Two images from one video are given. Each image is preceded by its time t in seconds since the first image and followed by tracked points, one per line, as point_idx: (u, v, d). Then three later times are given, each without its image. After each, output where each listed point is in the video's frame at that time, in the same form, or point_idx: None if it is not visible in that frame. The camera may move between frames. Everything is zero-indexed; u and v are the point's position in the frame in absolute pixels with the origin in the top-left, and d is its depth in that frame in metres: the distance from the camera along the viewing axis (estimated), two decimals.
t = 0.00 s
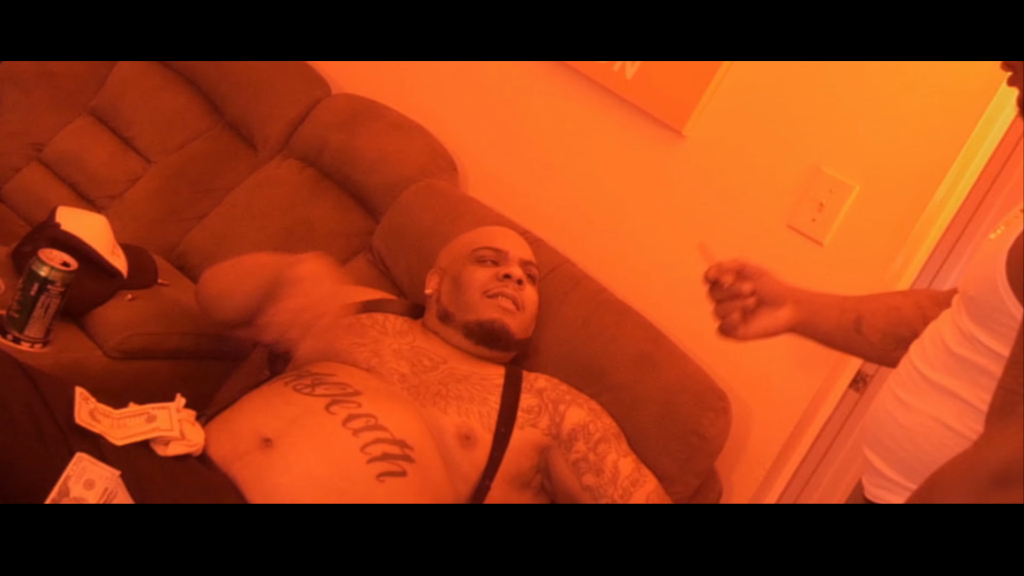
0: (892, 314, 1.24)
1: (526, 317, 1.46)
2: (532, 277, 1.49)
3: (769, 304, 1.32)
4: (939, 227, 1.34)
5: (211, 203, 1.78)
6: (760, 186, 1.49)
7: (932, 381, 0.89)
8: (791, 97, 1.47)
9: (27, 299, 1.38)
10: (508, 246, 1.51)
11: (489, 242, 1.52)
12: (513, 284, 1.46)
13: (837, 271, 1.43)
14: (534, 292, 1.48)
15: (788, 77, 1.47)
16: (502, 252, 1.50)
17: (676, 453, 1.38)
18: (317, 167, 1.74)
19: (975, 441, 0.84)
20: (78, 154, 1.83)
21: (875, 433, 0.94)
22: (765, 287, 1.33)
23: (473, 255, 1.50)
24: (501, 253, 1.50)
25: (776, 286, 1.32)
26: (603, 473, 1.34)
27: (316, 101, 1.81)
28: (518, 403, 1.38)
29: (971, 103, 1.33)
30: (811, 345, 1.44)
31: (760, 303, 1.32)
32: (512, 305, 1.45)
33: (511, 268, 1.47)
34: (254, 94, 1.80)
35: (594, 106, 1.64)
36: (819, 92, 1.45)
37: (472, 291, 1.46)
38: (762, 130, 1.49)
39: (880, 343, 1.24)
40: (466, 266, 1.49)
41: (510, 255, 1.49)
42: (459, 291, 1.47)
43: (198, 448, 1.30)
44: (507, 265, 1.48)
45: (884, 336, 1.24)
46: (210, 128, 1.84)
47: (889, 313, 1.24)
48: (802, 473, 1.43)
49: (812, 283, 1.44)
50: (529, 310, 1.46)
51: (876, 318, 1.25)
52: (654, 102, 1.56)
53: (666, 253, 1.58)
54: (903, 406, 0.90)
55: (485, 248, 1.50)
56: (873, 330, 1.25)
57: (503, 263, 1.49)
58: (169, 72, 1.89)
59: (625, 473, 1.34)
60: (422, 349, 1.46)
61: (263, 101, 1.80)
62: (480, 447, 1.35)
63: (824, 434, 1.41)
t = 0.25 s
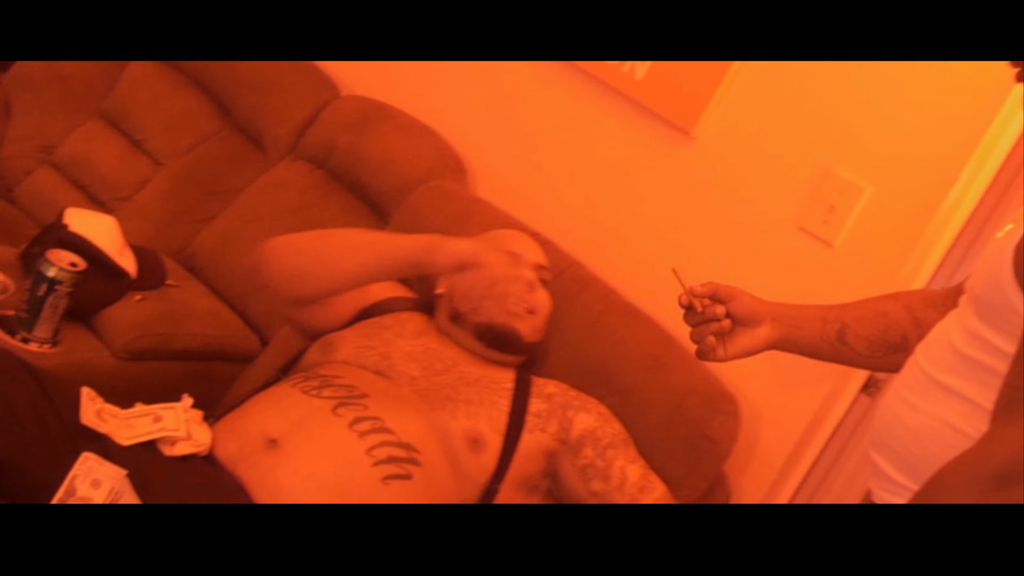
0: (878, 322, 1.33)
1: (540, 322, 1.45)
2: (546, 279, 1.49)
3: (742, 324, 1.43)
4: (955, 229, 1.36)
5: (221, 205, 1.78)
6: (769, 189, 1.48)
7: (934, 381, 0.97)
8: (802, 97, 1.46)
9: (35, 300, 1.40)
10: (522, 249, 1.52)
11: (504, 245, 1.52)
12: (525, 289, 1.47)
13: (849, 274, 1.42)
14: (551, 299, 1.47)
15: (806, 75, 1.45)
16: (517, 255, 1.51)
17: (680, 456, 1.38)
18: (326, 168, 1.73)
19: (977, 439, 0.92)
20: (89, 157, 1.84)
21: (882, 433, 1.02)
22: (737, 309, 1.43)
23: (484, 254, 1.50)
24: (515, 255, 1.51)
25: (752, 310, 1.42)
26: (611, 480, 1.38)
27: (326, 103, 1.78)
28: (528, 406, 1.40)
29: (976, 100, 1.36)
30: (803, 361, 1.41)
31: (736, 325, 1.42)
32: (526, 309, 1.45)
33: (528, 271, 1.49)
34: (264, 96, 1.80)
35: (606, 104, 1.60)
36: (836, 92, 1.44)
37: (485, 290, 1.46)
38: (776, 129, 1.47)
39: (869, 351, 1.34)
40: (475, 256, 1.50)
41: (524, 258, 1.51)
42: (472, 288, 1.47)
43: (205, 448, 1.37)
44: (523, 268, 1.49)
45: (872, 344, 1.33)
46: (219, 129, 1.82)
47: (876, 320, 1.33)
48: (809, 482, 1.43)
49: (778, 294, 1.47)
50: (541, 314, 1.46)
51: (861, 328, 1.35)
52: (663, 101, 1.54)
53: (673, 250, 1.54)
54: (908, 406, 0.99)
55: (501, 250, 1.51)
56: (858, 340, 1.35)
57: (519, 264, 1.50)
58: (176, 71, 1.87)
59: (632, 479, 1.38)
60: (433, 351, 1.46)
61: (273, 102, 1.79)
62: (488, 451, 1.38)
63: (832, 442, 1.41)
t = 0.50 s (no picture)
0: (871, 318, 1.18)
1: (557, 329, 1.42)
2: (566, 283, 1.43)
3: (728, 323, 1.27)
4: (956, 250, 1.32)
5: (234, 205, 1.78)
6: (784, 190, 1.47)
7: (944, 376, 0.87)
8: (817, 91, 1.43)
9: (46, 299, 1.38)
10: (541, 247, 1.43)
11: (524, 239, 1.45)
12: (546, 297, 1.41)
13: (867, 272, 1.40)
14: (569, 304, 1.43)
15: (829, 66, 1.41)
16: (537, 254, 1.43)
17: (697, 460, 1.36)
18: (340, 168, 1.74)
19: (987, 435, 0.81)
20: (103, 157, 1.84)
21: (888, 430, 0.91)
22: (722, 308, 1.26)
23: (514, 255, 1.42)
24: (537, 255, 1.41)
25: (735, 307, 1.25)
26: (623, 487, 1.34)
27: (340, 102, 1.79)
28: (542, 410, 1.39)
29: (989, 103, 1.30)
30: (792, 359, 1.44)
31: (720, 324, 1.26)
32: (543, 316, 1.41)
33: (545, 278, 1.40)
34: (277, 95, 1.80)
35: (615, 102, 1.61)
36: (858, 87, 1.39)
37: (504, 298, 1.42)
38: (796, 121, 1.45)
39: (859, 346, 1.18)
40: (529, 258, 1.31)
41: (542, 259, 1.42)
42: (491, 296, 1.42)
43: (215, 445, 1.31)
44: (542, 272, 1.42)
45: (860, 338, 1.18)
46: (231, 129, 1.84)
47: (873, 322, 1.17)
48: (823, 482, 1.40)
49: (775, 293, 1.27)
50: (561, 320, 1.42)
51: (849, 322, 1.20)
52: (679, 98, 1.52)
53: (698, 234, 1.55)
54: (918, 404, 0.88)
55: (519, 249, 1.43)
56: (846, 334, 1.20)
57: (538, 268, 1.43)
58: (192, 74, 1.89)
59: (645, 486, 1.34)
60: (452, 358, 1.43)
61: (286, 100, 1.79)
62: (501, 458, 1.35)
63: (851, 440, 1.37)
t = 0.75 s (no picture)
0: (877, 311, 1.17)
1: (571, 331, 1.41)
2: (580, 286, 1.43)
3: (728, 317, 1.26)
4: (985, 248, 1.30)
5: (249, 204, 1.77)
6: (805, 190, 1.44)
7: (957, 375, 0.84)
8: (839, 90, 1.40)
9: (60, 296, 1.37)
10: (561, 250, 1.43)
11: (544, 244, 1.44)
12: (558, 298, 1.41)
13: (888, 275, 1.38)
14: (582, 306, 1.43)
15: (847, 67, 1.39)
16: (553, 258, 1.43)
17: (710, 462, 1.35)
18: (356, 167, 1.73)
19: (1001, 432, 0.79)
20: (120, 155, 1.84)
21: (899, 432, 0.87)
22: (722, 302, 1.24)
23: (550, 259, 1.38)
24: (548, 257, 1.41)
25: (735, 301, 1.24)
26: (635, 489, 1.33)
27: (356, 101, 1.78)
28: (554, 411, 1.37)
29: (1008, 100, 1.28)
30: (799, 356, 1.41)
31: (720, 319, 1.25)
32: (558, 318, 1.41)
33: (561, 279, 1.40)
34: (294, 94, 1.79)
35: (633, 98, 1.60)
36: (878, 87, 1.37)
37: (517, 299, 1.41)
38: (816, 121, 1.43)
39: (863, 341, 1.17)
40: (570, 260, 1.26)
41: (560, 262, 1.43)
42: (504, 296, 1.42)
43: (226, 444, 1.30)
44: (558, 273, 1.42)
45: (866, 333, 1.16)
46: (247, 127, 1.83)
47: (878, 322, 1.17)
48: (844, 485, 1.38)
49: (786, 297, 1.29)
50: (575, 323, 1.42)
51: (853, 316, 1.18)
52: (700, 96, 1.51)
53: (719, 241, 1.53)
54: (929, 403, 0.84)
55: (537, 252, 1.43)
56: (851, 330, 1.18)
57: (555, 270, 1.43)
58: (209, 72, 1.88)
59: (657, 488, 1.33)
60: (466, 360, 1.43)
61: (303, 99, 1.79)
62: (513, 459, 1.34)
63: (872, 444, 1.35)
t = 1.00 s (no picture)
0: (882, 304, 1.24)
1: (582, 329, 1.40)
2: (590, 285, 1.42)
3: (733, 309, 1.30)
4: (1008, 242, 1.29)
5: (265, 201, 1.77)
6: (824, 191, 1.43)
7: (968, 374, 0.88)
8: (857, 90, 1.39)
9: (74, 291, 1.37)
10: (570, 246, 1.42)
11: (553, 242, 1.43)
12: (568, 297, 1.40)
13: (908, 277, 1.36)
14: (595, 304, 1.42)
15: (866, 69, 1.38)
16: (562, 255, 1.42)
17: (724, 464, 1.34)
18: (372, 165, 1.72)
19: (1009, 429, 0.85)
20: (137, 152, 1.85)
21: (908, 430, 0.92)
22: (727, 294, 1.30)
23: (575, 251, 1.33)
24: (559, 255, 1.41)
25: (741, 292, 1.30)
26: (647, 489, 1.31)
27: (374, 97, 1.77)
28: (567, 412, 1.37)
29: None
30: (818, 352, 1.38)
31: (725, 310, 1.31)
32: (567, 317, 1.40)
33: (567, 277, 1.40)
34: (310, 92, 1.79)
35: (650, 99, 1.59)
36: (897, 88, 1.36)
37: (527, 298, 1.40)
38: (834, 124, 1.41)
39: (869, 334, 1.23)
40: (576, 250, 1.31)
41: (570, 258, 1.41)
42: (514, 297, 1.41)
43: (239, 442, 1.29)
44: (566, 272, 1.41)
45: (873, 328, 1.23)
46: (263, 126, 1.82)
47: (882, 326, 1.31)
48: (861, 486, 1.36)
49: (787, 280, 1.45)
50: (584, 322, 1.40)
51: (861, 311, 1.24)
52: (720, 98, 1.49)
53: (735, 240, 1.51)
54: (935, 399, 0.89)
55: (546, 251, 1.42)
56: (858, 324, 1.24)
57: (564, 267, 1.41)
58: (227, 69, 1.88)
59: (669, 489, 1.31)
60: (477, 361, 1.42)
61: (319, 97, 1.78)
62: (526, 456, 1.35)
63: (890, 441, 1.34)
